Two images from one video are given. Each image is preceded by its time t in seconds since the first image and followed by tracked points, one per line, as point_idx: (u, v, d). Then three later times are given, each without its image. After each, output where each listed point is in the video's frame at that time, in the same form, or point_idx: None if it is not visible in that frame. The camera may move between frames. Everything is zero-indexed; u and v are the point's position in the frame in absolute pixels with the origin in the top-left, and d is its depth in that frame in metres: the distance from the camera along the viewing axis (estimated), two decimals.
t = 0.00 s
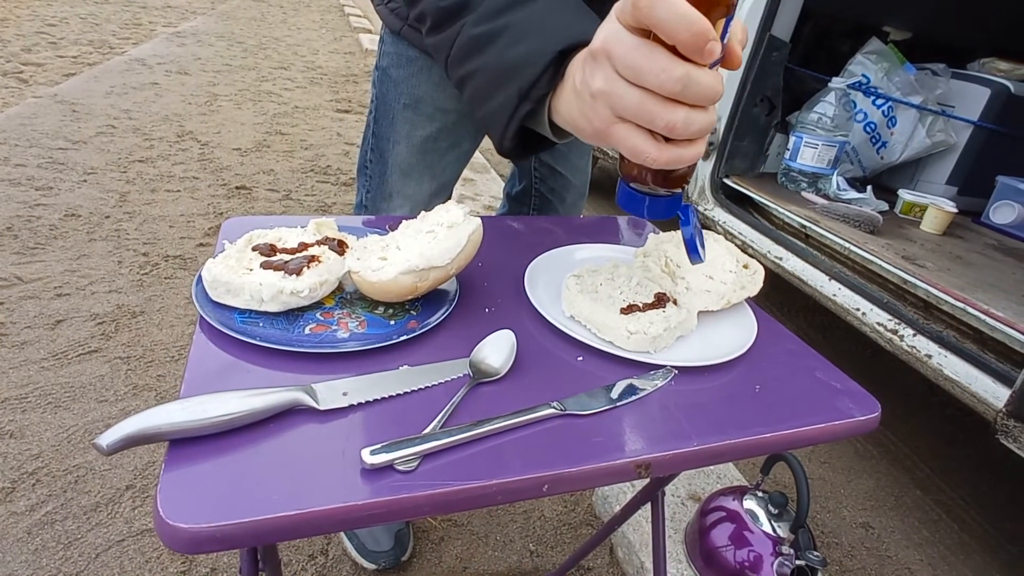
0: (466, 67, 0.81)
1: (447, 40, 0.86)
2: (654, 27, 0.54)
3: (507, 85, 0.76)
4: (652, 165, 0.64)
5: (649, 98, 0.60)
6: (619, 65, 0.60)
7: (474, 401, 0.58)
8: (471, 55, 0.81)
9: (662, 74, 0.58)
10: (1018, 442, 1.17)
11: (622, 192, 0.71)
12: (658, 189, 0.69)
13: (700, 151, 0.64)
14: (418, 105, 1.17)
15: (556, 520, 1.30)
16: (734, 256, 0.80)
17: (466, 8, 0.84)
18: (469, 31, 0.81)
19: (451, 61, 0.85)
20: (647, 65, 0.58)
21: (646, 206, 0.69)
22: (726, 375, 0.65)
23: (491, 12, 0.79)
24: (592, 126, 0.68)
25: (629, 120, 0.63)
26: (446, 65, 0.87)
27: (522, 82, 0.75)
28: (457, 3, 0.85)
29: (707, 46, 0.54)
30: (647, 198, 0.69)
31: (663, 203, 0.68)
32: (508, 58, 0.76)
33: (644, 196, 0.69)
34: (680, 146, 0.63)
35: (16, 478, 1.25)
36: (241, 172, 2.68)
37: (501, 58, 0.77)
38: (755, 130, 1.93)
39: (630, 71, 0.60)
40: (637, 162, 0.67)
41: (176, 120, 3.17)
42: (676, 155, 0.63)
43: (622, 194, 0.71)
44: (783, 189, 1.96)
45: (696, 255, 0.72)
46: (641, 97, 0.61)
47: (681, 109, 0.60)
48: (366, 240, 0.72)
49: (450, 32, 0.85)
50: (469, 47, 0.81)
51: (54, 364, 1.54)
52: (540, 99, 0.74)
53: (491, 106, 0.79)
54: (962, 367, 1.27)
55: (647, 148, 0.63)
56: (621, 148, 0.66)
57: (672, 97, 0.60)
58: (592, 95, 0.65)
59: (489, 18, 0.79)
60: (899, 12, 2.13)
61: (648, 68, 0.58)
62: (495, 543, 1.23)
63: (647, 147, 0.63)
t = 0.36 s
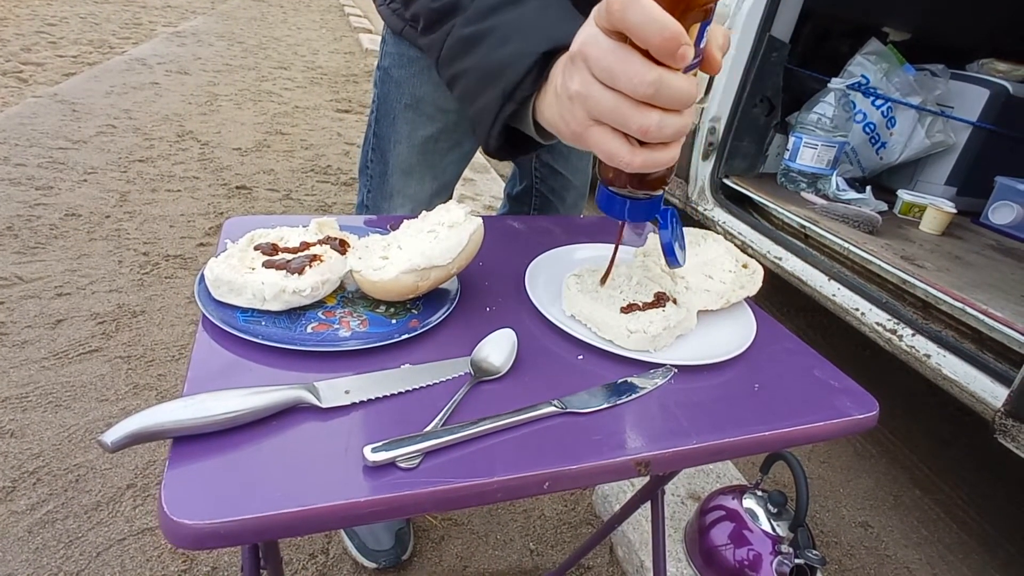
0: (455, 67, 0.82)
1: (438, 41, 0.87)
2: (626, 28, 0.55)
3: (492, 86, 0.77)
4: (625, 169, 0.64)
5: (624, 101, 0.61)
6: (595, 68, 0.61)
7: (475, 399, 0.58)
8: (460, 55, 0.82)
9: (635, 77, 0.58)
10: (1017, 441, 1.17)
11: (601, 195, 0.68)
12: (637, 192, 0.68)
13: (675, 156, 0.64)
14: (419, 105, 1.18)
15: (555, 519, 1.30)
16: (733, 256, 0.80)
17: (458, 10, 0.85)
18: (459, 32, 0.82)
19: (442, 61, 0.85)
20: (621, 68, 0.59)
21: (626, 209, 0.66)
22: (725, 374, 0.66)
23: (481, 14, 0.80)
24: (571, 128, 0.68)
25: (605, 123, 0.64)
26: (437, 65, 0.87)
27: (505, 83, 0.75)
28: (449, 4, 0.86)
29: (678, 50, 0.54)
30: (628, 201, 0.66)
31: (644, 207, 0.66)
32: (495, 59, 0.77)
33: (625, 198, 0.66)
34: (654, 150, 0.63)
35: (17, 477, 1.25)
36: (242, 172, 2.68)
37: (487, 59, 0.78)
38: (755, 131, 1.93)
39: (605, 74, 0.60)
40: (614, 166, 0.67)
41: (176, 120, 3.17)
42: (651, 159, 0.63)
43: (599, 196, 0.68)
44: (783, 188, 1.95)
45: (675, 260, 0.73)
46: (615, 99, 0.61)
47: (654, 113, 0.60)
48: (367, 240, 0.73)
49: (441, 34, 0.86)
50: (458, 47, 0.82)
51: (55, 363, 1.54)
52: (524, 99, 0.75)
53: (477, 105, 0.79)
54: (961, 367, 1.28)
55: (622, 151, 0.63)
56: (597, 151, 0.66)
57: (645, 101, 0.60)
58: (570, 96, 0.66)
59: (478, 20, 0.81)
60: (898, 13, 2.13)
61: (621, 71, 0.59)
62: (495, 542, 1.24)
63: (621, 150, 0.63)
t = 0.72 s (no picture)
0: (468, 68, 0.82)
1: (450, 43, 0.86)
2: (646, 30, 0.55)
3: (506, 86, 0.77)
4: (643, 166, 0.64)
5: (641, 100, 0.61)
6: (613, 67, 0.61)
7: (476, 396, 0.58)
8: (472, 56, 0.81)
9: (653, 77, 0.58)
10: (1017, 441, 1.17)
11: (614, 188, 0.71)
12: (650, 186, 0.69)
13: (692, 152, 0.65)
14: (420, 104, 1.18)
15: (556, 518, 1.30)
16: (734, 254, 0.80)
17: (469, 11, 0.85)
18: (471, 33, 0.81)
19: (454, 62, 0.85)
20: (639, 68, 0.59)
21: (640, 204, 0.69)
22: (726, 372, 0.66)
23: (492, 14, 0.80)
24: (588, 125, 0.68)
25: (622, 122, 0.64)
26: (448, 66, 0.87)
27: (520, 83, 0.75)
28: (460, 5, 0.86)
29: (696, 50, 0.54)
30: (641, 197, 0.69)
31: (655, 201, 0.69)
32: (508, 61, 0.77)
33: (638, 193, 0.69)
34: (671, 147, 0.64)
35: (17, 476, 1.25)
36: (242, 172, 2.68)
37: (500, 60, 0.77)
38: (755, 130, 1.94)
39: (623, 74, 0.60)
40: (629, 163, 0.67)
41: (176, 119, 3.17)
42: (667, 157, 0.64)
43: (615, 191, 0.70)
44: (783, 188, 1.95)
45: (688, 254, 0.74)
46: (633, 99, 0.61)
47: (672, 112, 0.61)
48: (368, 237, 0.73)
49: (452, 35, 0.86)
50: (469, 48, 0.82)
51: (55, 362, 1.54)
52: (539, 99, 0.75)
53: (490, 105, 0.80)
54: (961, 366, 1.28)
55: (640, 149, 0.64)
56: (615, 148, 0.66)
57: (663, 100, 0.60)
58: (586, 95, 0.66)
59: (490, 20, 0.80)
60: (898, 13, 2.13)
61: (640, 71, 0.59)
62: (495, 541, 1.24)
63: (639, 148, 0.64)
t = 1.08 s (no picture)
0: (490, 43, 0.78)
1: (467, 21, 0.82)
2: None
3: (539, 52, 0.73)
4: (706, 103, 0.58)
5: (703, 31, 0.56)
6: None
7: (477, 395, 0.58)
8: (498, 29, 0.77)
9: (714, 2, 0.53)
10: (1016, 441, 1.17)
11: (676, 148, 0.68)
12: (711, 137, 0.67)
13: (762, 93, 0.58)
14: (421, 103, 1.18)
15: (556, 517, 1.30)
16: (735, 253, 0.79)
17: None
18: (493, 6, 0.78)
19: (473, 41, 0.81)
20: None
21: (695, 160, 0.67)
22: (727, 371, 0.66)
23: None
24: (644, 69, 0.64)
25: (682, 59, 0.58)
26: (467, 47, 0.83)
27: (555, 47, 0.71)
28: None
29: None
30: (691, 146, 0.67)
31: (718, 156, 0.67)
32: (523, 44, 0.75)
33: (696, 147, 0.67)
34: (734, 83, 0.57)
35: (17, 474, 1.25)
36: (242, 171, 2.68)
37: (528, 28, 0.73)
38: (756, 130, 1.94)
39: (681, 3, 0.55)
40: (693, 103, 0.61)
41: (177, 118, 3.17)
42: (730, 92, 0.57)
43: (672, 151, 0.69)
44: (784, 189, 1.97)
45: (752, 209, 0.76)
46: (693, 30, 0.56)
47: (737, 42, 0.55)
48: (369, 236, 0.73)
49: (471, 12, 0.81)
50: (492, 21, 0.78)
51: (56, 360, 1.54)
52: (575, 61, 0.71)
53: (523, 75, 0.75)
54: (961, 366, 1.28)
55: (700, 84, 0.58)
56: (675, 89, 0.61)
57: (726, 27, 0.54)
58: (638, 35, 0.61)
59: None
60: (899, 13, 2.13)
61: None
62: (496, 540, 1.24)
63: (699, 83, 0.58)
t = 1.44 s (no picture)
0: (478, 45, 0.81)
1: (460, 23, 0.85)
2: None
3: (520, 56, 0.76)
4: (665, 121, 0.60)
5: (663, 48, 0.57)
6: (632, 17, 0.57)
7: (477, 391, 0.58)
8: (484, 33, 0.80)
9: (673, 19, 0.55)
10: (1015, 441, 1.17)
11: (646, 160, 0.69)
12: (680, 153, 0.67)
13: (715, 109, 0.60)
14: (420, 100, 1.17)
15: (555, 515, 1.30)
16: (736, 251, 0.79)
17: None
18: (482, 9, 0.81)
19: (461, 43, 0.85)
20: (657, 12, 0.55)
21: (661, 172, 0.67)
22: (727, 369, 0.66)
23: None
24: (607, 86, 0.64)
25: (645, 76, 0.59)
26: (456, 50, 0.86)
27: (536, 52, 0.74)
28: None
29: None
30: (666, 163, 0.67)
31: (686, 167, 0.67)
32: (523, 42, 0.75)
33: (663, 158, 0.67)
34: (695, 98, 0.59)
35: (17, 469, 1.25)
36: (243, 167, 2.68)
37: (516, 31, 0.76)
38: (757, 130, 1.94)
39: (639, 21, 0.57)
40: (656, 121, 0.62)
41: (178, 115, 3.17)
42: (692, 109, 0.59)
43: None
44: (783, 188, 1.96)
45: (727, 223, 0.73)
46: (649, 49, 0.58)
47: (694, 58, 0.57)
48: (370, 232, 0.73)
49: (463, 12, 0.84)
50: (479, 23, 0.82)
51: (56, 356, 1.54)
52: (555, 67, 0.73)
53: (503, 80, 0.79)
54: (961, 367, 1.28)
55: (660, 102, 0.59)
56: (635, 107, 0.62)
57: (687, 41, 0.56)
58: (603, 52, 0.61)
59: None
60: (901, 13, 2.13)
61: (658, 16, 0.55)
62: (494, 538, 1.24)
63: (660, 101, 0.59)
